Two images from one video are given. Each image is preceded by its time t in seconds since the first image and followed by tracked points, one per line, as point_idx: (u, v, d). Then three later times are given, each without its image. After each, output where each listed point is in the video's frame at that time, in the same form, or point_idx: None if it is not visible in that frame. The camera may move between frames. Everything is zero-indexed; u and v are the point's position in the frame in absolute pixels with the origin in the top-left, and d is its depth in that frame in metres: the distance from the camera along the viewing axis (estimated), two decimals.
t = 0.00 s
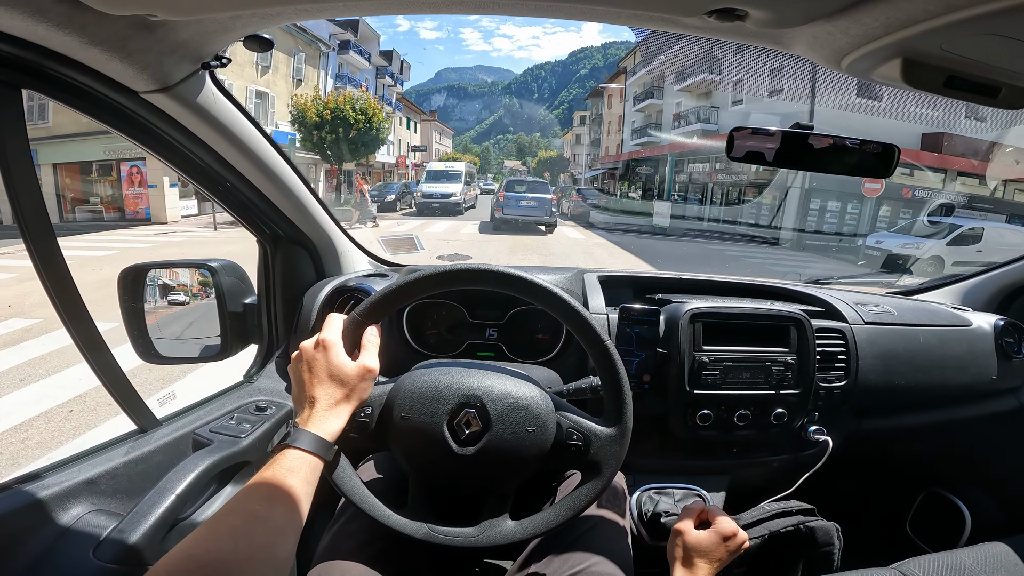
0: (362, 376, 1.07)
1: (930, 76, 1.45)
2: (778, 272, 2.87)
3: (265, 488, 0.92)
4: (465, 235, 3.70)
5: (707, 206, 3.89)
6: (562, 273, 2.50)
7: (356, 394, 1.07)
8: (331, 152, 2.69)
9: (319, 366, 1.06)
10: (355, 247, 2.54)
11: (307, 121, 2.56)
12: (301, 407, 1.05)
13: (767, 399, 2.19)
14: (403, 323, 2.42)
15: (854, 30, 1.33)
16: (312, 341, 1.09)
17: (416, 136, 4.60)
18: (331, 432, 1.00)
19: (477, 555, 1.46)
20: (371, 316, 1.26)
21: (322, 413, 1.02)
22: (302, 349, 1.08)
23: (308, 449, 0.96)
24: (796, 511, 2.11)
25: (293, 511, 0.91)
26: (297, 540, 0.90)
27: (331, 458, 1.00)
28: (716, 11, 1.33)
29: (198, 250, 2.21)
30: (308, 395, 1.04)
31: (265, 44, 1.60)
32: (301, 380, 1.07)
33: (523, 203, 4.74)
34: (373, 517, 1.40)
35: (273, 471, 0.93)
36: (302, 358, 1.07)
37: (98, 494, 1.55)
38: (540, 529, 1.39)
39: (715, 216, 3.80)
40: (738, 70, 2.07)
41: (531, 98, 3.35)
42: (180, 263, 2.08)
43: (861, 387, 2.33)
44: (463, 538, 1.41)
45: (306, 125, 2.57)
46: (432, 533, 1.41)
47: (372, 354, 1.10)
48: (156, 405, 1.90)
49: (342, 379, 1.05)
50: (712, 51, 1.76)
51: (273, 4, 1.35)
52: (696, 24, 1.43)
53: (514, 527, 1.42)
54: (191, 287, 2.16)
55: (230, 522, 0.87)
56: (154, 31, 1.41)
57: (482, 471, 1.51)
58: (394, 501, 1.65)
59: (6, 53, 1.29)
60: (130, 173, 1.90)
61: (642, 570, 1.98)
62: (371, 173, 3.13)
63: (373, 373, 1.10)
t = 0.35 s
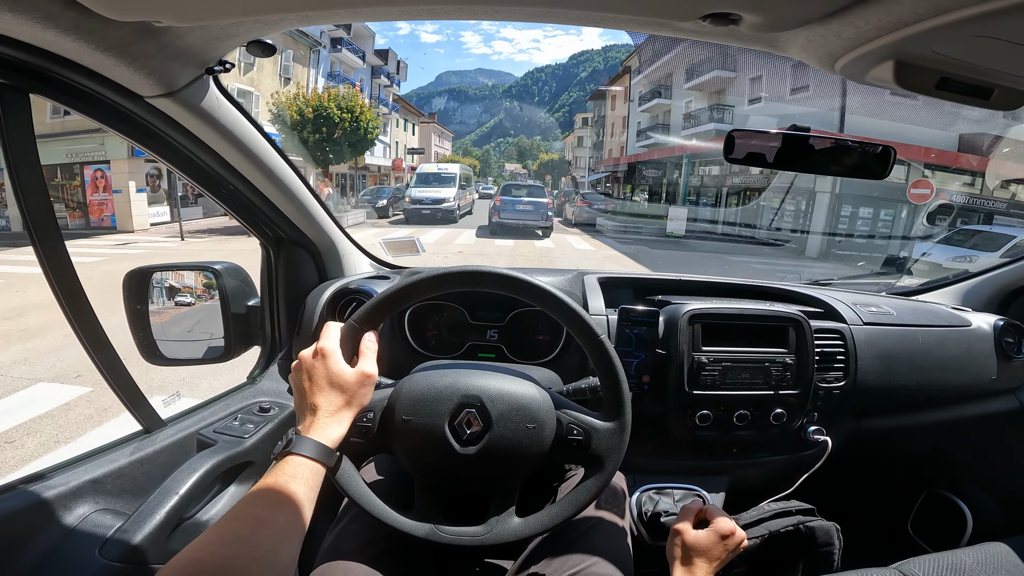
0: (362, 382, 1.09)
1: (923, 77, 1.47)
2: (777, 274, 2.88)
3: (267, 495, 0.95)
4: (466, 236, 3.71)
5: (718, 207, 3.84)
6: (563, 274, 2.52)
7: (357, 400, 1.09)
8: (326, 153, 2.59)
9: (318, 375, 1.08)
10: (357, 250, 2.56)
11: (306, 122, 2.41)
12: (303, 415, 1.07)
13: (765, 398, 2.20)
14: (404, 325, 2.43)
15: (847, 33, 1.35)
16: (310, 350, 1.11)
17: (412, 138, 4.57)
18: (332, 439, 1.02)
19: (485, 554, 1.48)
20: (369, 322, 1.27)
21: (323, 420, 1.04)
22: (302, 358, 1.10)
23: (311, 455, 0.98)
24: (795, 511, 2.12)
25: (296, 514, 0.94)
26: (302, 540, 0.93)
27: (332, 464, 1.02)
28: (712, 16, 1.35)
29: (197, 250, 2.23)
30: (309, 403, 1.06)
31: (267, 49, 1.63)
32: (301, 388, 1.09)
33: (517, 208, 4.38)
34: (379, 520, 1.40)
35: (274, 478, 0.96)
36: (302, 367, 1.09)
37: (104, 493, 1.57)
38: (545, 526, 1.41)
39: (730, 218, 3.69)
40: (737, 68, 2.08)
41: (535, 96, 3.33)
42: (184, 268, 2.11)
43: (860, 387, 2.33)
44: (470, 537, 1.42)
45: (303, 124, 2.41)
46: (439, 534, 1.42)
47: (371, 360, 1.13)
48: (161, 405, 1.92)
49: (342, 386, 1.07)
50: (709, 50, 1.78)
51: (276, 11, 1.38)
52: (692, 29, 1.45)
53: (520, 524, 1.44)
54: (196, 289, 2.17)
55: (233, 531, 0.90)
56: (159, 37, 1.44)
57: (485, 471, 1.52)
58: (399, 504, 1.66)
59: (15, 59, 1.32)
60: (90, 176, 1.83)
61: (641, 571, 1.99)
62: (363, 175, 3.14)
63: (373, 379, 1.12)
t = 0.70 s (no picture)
0: (368, 400, 1.17)
1: (914, 99, 1.53)
2: (773, 283, 2.95)
3: (288, 507, 1.03)
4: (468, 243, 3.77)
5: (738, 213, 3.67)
6: (565, 285, 2.59)
7: (367, 417, 1.17)
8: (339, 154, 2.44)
9: (328, 397, 1.15)
10: (364, 259, 2.63)
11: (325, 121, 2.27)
12: (318, 434, 1.14)
13: (761, 405, 2.27)
14: (412, 334, 2.49)
15: (840, 57, 1.42)
16: (318, 373, 1.19)
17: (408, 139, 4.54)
18: (348, 456, 1.10)
19: (502, 551, 1.56)
20: (373, 341, 1.38)
21: (338, 437, 1.12)
22: (311, 384, 1.18)
23: (327, 472, 1.06)
24: (790, 513, 2.18)
25: (318, 520, 1.03)
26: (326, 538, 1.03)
27: (348, 478, 1.10)
28: (711, 42, 1.42)
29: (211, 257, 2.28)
30: (324, 422, 1.14)
31: (285, 67, 1.70)
32: (315, 410, 1.16)
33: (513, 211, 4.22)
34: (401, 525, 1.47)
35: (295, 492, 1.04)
36: (313, 391, 1.17)
37: (126, 495, 1.63)
38: (558, 521, 1.50)
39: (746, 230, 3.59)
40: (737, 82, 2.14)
41: (534, 107, 3.41)
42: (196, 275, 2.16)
43: (854, 394, 2.40)
44: (491, 536, 1.50)
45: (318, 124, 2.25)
46: (458, 536, 1.50)
47: (377, 379, 1.21)
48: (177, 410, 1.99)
49: (353, 406, 1.15)
50: (711, 67, 1.84)
51: (297, 34, 1.45)
52: (692, 53, 1.52)
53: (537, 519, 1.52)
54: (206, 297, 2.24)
55: (258, 544, 0.97)
56: (184, 57, 1.50)
57: (497, 472, 1.60)
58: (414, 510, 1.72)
59: (48, 78, 1.38)
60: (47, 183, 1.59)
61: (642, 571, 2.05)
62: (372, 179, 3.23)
63: (379, 397, 1.21)
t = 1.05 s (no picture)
0: (357, 402, 1.16)
1: (907, 92, 1.51)
2: (770, 281, 2.93)
3: (274, 510, 1.01)
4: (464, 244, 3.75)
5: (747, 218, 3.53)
6: (559, 283, 2.57)
7: (355, 418, 1.16)
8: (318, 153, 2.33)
9: (314, 399, 1.14)
10: (358, 259, 2.61)
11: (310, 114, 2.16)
12: (306, 439, 1.12)
13: (757, 404, 2.24)
14: (406, 334, 2.47)
15: (830, 49, 1.40)
16: (305, 376, 1.17)
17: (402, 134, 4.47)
18: (336, 459, 1.08)
19: (497, 552, 1.53)
20: (360, 342, 1.36)
21: (325, 440, 1.10)
22: (299, 386, 1.18)
23: (315, 475, 1.05)
24: (789, 515, 2.15)
25: (305, 520, 1.01)
26: (313, 537, 1.02)
27: (336, 482, 1.09)
28: (700, 34, 1.41)
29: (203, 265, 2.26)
30: (311, 426, 1.12)
31: (271, 64, 1.68)
32: (303, 414, 1.15)
33: (511, 216, 4.37)
34: (392, 528, 1.44)
35: (278, 496, 1.02)
36: (301, 394, 1.16)
37: (114, 495, 1.62)
38: (552, 520, 1.48)
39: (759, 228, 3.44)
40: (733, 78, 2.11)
41: (535, 108, 3.37)
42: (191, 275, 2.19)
43: (851, 393, 2.37)
44: (486, 537, 1.48)
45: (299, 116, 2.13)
46: (452, 537, 1.48)
47: (366, 380, 1.20)
48: (167, 410, 1.98)
49: (340, 408, 1.14)
50: (706, 64, 1.82)
51: (280, 31, 1.43)
52: (681, 45, 1.50)
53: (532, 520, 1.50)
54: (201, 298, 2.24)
55: (242, 548, 0.96)
56: (169, 53, 1.49)
57: (489, 472, 1.58)
58: (407, 511, 1.70)
59: (31, 74, 1.37)
60: None
61: (636, 571, 2.03)
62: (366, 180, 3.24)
63: (368, 399, 1.19)
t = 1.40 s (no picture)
0: (357, 411, 1.12)
1: (917, 89, 1.50)
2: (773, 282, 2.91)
3: (278, 521, 0.99)
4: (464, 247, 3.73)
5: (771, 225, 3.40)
6: (562, 285, 2.54)
7: (357, 429, 1.13)
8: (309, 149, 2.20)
9: (315, 409, 1.11)
10: (359, 262, 2.57)
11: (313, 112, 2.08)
12: (307, 450, 1.10)
13: (764, 406, 2.23)
14: (407, 337, 2.45)
15: (840, 46, 1.38)
16: (304, 387, 1.14)
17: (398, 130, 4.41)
18: (337, 470, 1.06)
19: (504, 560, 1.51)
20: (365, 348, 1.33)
21: (329, 451, 1.07)
22: (298, 396, 1.14)
23: (318, 487, 1.02)
24: (797, 516, 2.15)
25: (308, 531, 0.99)
26: (315, 547, 0.99)
27: (338, 492, 1.06)
28: (708, 32, 1.39)
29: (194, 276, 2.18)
30: (312, 436, 1.09)
31: (271, 64, 1.65)
32: (303, 425, 1.12)
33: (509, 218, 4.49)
34: (400, 537, 1.42)
35: (281, 506, 1.00)
36: (300, 406, 1.12)
37: (113, 503, 1.59)
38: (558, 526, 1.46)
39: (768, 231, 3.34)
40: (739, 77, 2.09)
41: (536, 109, 3.47)
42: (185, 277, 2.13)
43: (857, 394, 2.36)
44: (497, 543, 1.45)
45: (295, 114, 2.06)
46: (461, 544, 1.44)
47: (366, 388, 1.15)
48: (167, 417, 1.94)
49: (340, 418, 1.10)
50: (711, 62, 1.79)
51: (282, 29, 1.41)
52: (689, 44, 1.48)
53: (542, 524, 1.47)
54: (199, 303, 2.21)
55: (244, 562, 0.92)
56: (167, 51, 1.46)
57: (497, 477, 1.55)
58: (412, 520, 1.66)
59: (23, 73, 1.34)
60: None
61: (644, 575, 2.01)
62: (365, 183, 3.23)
63: (368, 408, 1.15)
